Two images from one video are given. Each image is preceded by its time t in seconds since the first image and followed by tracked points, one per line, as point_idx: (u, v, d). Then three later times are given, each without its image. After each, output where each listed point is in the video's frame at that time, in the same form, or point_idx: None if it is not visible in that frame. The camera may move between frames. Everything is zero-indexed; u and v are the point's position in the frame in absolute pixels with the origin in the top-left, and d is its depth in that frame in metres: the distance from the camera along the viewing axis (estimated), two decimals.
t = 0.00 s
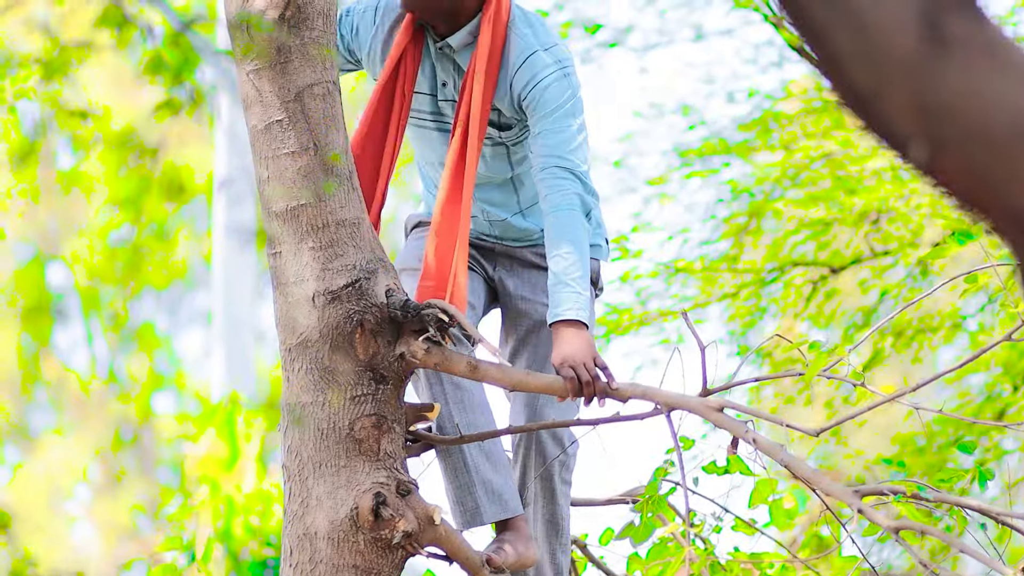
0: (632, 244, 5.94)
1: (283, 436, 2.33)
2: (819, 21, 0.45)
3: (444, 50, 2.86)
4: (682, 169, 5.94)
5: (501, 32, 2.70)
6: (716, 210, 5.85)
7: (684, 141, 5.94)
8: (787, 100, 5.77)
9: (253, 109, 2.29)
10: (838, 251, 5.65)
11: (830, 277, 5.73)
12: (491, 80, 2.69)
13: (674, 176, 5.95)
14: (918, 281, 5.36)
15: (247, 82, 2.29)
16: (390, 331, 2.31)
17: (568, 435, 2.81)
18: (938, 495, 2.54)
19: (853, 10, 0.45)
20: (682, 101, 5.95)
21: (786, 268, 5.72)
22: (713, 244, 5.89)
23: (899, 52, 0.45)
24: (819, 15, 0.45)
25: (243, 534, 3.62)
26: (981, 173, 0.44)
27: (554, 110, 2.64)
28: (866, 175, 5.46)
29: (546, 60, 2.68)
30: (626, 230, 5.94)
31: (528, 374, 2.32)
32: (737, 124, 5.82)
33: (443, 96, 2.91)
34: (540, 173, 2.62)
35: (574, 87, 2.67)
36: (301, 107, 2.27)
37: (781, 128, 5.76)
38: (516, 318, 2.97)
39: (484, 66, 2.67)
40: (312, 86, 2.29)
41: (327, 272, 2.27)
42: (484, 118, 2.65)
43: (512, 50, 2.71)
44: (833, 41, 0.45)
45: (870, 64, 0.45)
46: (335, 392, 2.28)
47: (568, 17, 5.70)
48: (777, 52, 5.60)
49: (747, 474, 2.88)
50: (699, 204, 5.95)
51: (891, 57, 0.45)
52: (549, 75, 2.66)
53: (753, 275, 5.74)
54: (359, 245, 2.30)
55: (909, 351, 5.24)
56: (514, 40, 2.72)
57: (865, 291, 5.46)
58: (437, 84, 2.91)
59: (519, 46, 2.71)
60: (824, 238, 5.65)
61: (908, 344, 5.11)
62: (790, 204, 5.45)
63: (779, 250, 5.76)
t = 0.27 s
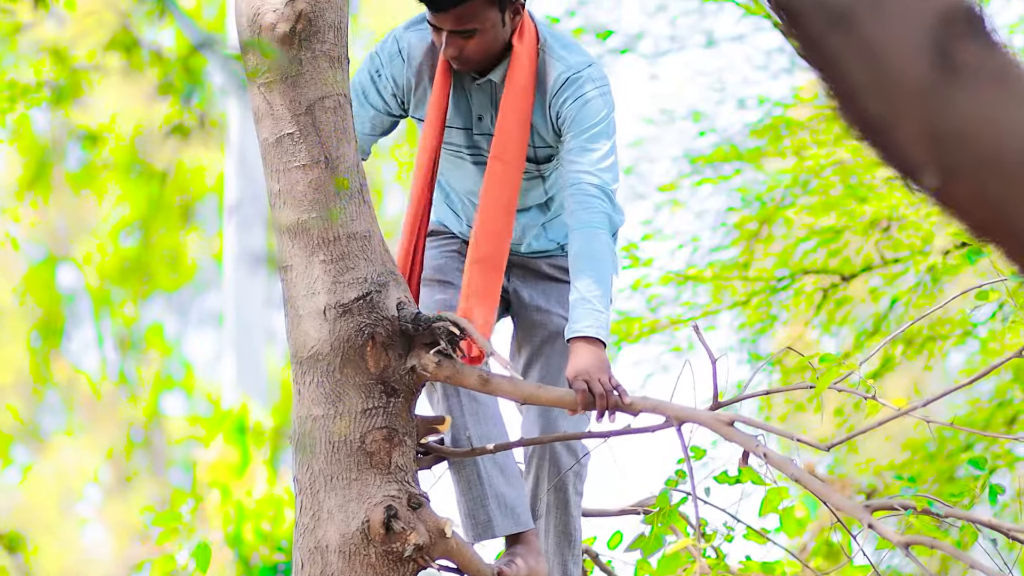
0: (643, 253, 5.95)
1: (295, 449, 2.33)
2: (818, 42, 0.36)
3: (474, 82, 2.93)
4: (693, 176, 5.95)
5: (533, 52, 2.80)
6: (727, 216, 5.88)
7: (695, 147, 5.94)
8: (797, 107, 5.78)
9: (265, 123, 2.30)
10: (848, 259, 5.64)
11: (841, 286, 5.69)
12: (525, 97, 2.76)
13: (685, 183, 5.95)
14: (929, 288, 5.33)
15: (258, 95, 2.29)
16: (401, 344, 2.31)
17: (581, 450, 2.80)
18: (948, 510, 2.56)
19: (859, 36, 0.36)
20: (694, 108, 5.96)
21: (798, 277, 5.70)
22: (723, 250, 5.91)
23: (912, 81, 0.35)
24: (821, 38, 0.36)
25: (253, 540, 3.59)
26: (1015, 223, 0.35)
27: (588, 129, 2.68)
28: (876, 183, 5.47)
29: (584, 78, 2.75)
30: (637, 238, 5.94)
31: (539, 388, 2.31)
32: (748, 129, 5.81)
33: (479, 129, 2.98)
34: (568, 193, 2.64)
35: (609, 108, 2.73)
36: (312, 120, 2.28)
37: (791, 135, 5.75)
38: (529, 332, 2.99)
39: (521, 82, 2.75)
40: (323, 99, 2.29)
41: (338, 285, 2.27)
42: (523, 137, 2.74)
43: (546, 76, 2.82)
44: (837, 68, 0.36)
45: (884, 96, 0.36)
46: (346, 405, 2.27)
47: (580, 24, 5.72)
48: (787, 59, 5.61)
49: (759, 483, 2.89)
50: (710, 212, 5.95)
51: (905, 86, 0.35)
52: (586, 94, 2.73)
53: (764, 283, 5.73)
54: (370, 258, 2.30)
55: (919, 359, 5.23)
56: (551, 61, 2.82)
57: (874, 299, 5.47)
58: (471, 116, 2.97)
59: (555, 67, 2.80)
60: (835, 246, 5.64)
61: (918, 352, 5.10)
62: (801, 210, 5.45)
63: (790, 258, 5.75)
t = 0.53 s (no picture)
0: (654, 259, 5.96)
1: (305, 460, 2.33)
2: (835, 68, 0.44)
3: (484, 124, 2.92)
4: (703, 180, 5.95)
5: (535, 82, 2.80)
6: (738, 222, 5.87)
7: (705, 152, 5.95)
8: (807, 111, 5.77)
9: (276, 134, 2.30)
10: (859, 264, 5.62)
11: (851, 291, 5.67)
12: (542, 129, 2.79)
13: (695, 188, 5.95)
14: (940, 295, 5.31)
15: (269, 107, 2.30)
16: (411, 355, 2.32)
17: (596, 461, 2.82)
18: (958, 522, 2.55)
19: (872, 63, 0.43)
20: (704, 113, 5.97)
21: (808, 283, 5.68)
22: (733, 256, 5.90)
23: (921, 106, 0.43)
24: (838, 65, 0.44)
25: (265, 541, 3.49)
26: (1004, 223, 0.42)
27: (605, 141, 2.72)
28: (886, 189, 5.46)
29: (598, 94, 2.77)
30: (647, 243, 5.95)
31: (550, 399, 2.32)
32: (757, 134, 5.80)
33: (497, 169, 2.98)
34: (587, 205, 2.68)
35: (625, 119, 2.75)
36: (323, 131, 2.28)
37: (801, 140, 5.75)
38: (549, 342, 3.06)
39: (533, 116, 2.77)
40: (334, 110, 2.30)
41: (349, 296, 2.27)
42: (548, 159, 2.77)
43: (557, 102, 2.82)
44: (853, 92, 0.43)
45: (896, 118, 0.43)
46: (357, 416, 2.28)
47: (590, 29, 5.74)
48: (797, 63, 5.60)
49: (771, 492, 2.89)
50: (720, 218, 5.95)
51: (913, 111, 0.43)
52: (602, 107, 2.76)
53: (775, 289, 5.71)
54: (380, 269, 2.30)
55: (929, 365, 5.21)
56: (559, 85, 2.82)
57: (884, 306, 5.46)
58: (488, 157, 2.97)
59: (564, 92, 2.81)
60: (845, 251, 5.61)
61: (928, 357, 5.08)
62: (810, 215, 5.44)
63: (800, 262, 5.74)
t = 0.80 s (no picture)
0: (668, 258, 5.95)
1: (318, 463, 2.33)
2: (841, 73, 0.43)
3: (468, 148, 3.03)
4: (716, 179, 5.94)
5: (511, 99, 2.86)
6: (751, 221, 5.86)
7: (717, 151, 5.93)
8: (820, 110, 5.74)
9: (287, 137, 2.30)
10: (872, 264, 5.60)
11: (865, 292, 5.66)
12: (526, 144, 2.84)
13: (709, 187, 5.94)
14: (953, 294, 5.29)
15: (281, 110, 2.30)
16: (423, 358, 2.32)
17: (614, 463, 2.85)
18: (970, 526, 2.54)
19: (879, 69, 0.42)
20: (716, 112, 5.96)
21: (822, 283, 5.65)
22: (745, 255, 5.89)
23: (931, 114, 0.41)
24: (844, 71, 0.42)
25: (277, 541, 3.53)
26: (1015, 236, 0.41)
27: (594, 143, 2.75)
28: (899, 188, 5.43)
29: (579, 98, 2.81)
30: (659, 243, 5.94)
31: (563, 404, 2.32)
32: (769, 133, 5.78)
33: (492, 187, 3.07)
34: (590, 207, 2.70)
35: (610, 117, 2.80)
36: (334, 135, 2.28)
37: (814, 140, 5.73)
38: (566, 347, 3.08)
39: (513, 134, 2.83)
40: (345, 113, 2.30)
41: (360, 299, 2.27)
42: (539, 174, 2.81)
43: (538, 113, 2.87)
44: (860, 98, 0.42)
45: (904, 127, 0.42)
46: (368, 420, 2.28)
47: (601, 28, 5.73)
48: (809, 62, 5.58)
49: (784, 494, 2.88)
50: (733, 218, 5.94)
51: (921, 118, 0.42)
52: (586, 108, 2.79)
53: (788, 290, 5.69)
54: (392, 272, 2.30)
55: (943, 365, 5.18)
56: (537, 97, 2.88)
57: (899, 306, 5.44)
58: (482, 177, 3.07)
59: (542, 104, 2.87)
60: (859, 252, 5.59)
61: (941, 357, 5.05)
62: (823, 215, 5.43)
63: (813, 263, 5.72)
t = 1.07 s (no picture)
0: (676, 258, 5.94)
1: (326, 465, 2.33)
2: (846, 78, 0.43)
3: (439, 160, 3.12)
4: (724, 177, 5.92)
5: (475, 112, 2.87)
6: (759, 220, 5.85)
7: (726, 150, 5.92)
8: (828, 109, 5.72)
9: (294, 138, 2.30)
10: (880, 264, 5.59)
11: (872, 292, 5.65)
12: (477, 159, 2.86)
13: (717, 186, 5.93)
14: (961, 295, 5.28)
15: (287, 112, 2.29)
16: (430, 359, 2.31)
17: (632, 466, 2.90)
18: (978, 527, 2.53)
19: (884, 75, 0.42)
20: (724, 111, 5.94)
21: (830, 282, 5.64)
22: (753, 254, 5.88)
23: (936, 119, 0.42)
24: (850, 76, 0.43)
25: (286, 540, 3.57)
26: (1021, 237, 0.41)
27: (575, 150, 2.75)
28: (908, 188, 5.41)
29: (548, 109, 2.79)
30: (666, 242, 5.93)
31: (569, 404, 2.30)
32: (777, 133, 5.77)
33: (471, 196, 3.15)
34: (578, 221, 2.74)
35: (582, 125, 2.77)
36: (341, 136, 2.28)
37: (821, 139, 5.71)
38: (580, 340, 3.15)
39: (460, 149, 2.85)
40: (351, 115, 2.29)
41: (367, 301, 2.27)
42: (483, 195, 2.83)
43: (506, 127, 2.88)
44: (867, 102, 0.42)
45: (908, 133, 0.42)
46: (376, 421, 2.27)
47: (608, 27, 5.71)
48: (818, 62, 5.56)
49: (792, 495, 2.87)
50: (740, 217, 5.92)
51: (928, 124, 0.42)
52: (556, 120, 2.77)
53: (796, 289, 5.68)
54: (399, 273, 2.30)
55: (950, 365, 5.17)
56: (508, 110, 2.88)
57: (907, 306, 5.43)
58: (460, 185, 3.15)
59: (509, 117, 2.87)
60: (867, 252, 5.58)
61: (949, 357, 5.04)
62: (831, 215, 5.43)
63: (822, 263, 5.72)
